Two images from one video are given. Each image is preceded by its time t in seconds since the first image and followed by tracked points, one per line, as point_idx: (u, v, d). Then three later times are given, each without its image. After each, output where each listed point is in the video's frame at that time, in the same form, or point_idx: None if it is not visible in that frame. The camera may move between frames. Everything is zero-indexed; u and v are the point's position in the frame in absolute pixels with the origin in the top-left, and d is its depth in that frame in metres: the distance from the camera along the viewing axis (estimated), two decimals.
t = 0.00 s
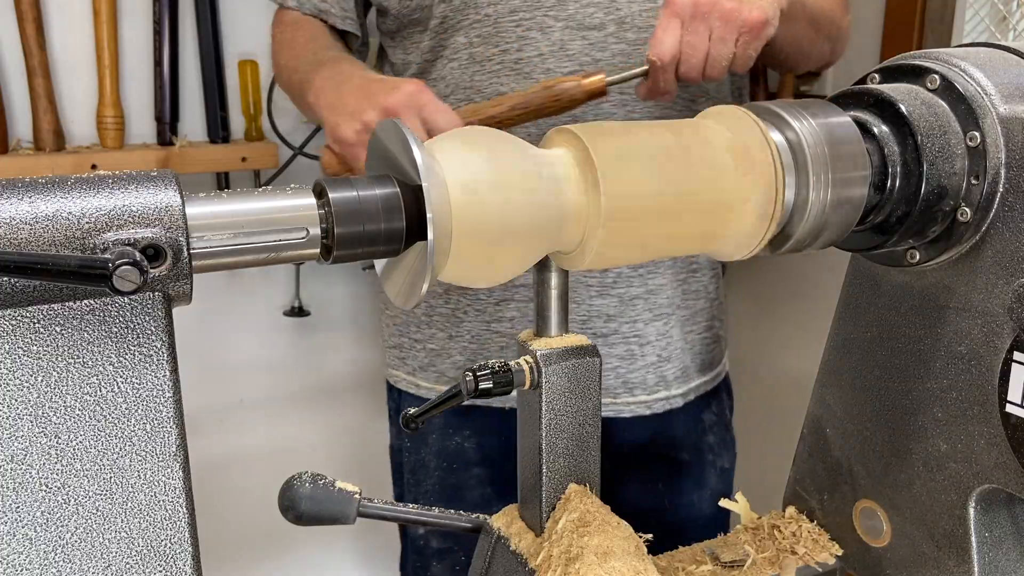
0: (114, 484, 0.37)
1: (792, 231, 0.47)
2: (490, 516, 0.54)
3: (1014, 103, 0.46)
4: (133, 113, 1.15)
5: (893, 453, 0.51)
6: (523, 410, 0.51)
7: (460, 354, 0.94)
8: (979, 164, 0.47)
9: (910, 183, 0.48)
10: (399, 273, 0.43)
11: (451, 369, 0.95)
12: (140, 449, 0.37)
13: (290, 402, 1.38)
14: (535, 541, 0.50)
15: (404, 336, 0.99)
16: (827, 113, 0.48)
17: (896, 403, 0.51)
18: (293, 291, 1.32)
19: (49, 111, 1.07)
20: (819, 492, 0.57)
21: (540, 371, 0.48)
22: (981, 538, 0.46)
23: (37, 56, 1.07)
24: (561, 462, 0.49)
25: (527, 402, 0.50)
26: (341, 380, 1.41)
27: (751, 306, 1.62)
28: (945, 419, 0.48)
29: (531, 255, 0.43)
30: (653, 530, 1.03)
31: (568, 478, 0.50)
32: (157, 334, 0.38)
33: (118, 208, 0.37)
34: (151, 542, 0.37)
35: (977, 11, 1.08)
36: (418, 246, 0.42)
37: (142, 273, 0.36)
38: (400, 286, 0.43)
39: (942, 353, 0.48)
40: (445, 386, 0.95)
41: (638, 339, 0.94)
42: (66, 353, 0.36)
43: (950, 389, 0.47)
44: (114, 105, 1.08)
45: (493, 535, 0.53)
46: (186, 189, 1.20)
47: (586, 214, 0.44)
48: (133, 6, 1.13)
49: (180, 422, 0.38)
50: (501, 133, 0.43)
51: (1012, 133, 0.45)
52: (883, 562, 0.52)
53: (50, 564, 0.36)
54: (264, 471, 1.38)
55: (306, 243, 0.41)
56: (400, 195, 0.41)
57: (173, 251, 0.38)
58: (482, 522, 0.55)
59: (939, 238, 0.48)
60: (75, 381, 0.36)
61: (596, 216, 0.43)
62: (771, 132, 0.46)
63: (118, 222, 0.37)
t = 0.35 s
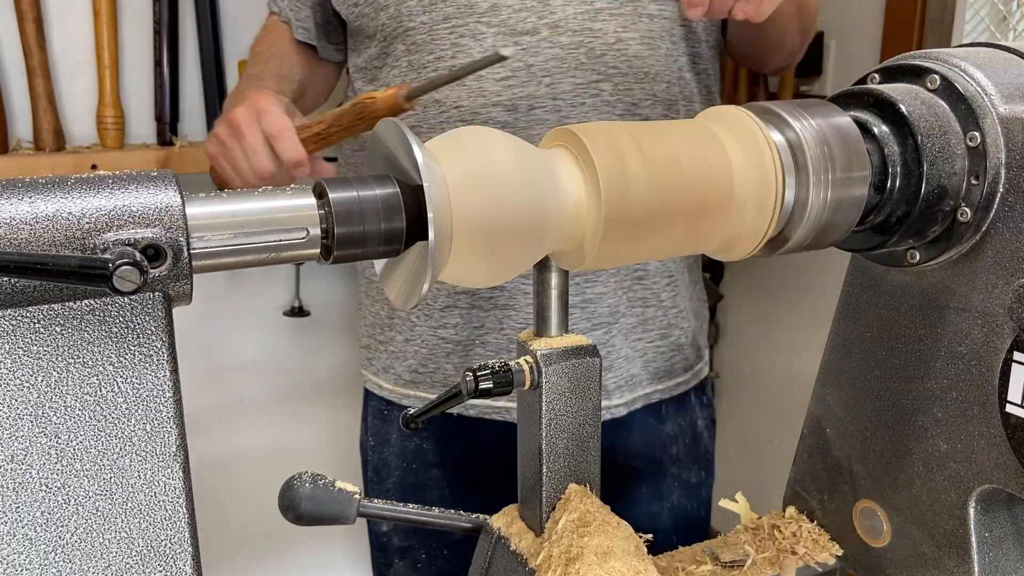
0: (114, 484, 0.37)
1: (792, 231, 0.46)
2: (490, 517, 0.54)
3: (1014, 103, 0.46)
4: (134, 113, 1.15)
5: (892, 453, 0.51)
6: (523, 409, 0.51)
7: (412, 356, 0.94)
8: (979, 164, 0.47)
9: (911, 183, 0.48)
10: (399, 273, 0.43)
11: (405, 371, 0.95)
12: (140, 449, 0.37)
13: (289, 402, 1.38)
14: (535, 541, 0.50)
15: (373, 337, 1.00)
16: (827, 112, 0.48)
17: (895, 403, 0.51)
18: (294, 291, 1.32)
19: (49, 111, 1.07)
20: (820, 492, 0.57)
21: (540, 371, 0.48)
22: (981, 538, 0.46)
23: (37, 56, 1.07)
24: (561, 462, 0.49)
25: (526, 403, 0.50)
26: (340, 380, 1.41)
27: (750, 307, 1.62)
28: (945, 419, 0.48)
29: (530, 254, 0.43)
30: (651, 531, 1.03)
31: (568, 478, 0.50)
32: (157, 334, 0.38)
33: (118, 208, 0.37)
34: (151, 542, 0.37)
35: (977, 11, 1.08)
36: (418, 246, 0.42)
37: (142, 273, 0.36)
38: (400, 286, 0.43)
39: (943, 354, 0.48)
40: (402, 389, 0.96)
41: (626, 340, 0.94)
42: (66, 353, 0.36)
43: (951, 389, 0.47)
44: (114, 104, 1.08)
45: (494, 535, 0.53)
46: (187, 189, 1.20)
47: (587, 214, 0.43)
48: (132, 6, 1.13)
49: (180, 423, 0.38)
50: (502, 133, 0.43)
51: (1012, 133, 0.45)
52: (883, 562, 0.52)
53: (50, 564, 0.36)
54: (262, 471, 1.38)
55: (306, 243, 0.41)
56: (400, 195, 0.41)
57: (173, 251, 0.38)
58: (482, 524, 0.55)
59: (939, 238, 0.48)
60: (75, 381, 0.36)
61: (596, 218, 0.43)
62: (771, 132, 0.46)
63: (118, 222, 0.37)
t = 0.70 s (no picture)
0: (113, 484, 0.36)
1: (792, 231, 0.46)
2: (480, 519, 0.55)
3: (1014, 104, 0.46)
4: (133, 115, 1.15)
5: (892, 454, 0.51)
6: (509, 409, 0.51)
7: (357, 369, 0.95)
8: (979, 164, 0.47)
9: (910, 182, 0.48)
10: (399, 272, 0.43)
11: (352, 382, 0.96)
12: (140, 449, 0.37)
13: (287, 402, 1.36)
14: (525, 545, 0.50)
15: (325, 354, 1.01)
16: (828, 112, 0.48)
17: (895, 403, 0.51)
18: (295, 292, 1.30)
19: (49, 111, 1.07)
20: (820, 493, 0.57)
21: (529, 372, 0.48)
22: (981, 538, 0.46)
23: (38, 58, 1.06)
24: (552, 463, 0.50)
25: (518, 403, 0.50)
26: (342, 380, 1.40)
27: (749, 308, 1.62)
28: (945, 419, 0.48)
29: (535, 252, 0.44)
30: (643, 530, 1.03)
31: (560, 477, 0.50)
32: (157, 334, 0.38)
33: (118, 208, 0.37)
34: (150, 542, 0.37)
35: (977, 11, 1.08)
36: (418, 246, 0.42)
37: (142, 273, 0.36)
38: (400, 287, 0.43)
39: (943, 354, 0.48)
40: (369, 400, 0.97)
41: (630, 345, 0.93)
42: (66, 353, 0.36)
43: (951, 389, 0.47)
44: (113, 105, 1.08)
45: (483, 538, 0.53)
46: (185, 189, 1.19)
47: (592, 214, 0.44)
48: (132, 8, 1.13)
49: (180, 423, 0.38)
50: (505, 133, 0.43)
51: (1012, 133, 0.46)
52: (883, 562, 0.52)
53: (50, 564, 0.36)
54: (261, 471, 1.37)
55: (305, 243, 0.41)
56: (400, 195, 0.41)
57: (173, 251, 0.38)
58: (473, 527, 0.56)
59: (939, 238, 0.48)
60: (75, 381, 0.36)
61: (607, 215, 0.44)
62: (771, 132, 0.46)
63: (117, 222, 0.37)
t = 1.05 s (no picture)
0: (114, 484, 0.36)
1: (792, 231, 0.46)
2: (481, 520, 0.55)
3: (1014, 104, 0.46)
4: (134, 114, 1.15)
5: (892, 454, 0.51)
6: (509, 409, 0.51)
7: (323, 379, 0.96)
8: (979, 164, 0.47)
9: (910, 183, 0.48)
10: (399, 272, 0.43)
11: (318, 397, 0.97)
12: (140, 449, 0.37)
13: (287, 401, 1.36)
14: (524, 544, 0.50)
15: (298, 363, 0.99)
16: (827, 112, 0.48)
17: (894, 403, 0.51)
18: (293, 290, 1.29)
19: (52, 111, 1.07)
20: (819, 493, 0.57)
21: (529, 372, 0.48)
22: (981, 538, 0.46)
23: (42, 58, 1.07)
24: (551, 463, 0.50)
25: (517, 403, 0.50)
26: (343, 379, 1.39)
27: (749, 309, 1.62)
28: (944, 419, 0.48)
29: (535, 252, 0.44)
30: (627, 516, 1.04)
31: (559, 477, 0.50)
32: (156, 334, 0.38)
33: (118, 208, 0.37)
34: (151, 542, 0.37)
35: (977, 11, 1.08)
36: (418, 246, 0.42)
37: (142, 273, 0.36)
38: (400, 288, 0.43)
39: (942, 353, 0.48)
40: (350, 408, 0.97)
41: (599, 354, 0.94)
42: (66, 353, 0.36)
43: (950, 389, 0.47)
44: (114, 104, 1.09)
45: (482, 539, 0.53)
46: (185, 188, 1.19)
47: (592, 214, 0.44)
48: (134, 8, 1.13)
49: (180, 422, 0.38)
50: (505, 134, 0.44)
51: (1012, 133, 0.46)
52: (883, 562, 0.52)
53: (50, 564, 0.35)
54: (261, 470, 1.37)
55: (305, 243, 0.40)
56: (400, 195, 0.41)
57: (173, 251, 0.38)
58: (473, 526, 0.56)
59: (939, 238, 0.48)
60: (75, 381, 0.36)
61: (606, 215, 0.44)
62: (771, 132, 0.46)
63: (118, 222, 0.37)
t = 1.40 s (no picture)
0: (114, 484, 0.36)
1: (793, 230, 0.46)
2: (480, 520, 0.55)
3: (1014, 104, 0.46)
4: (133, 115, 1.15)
5: (891, 454, 0.51)
6: (510, 409, 0.51)
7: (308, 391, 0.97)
8: (979, 164, 0.47)
9: (910, 183, 0.48)
10: (399, 272, 0.43)
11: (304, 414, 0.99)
12: (140, 448, 0.37)
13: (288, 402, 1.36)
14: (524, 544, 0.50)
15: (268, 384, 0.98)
16: (827, 112, 0.48)
17: (894, 403, 0.51)
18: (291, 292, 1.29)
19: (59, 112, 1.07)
20: (819, 493, 0.57)
21: (529, 372, 0.48)
22: (981, 538, 0.46)
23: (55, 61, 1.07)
24: (551, 463, 0.50)
25: (516, 403, 0.50)
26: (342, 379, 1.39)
27: (748, 309, 1.62)
28: (944, 418, 0.48)
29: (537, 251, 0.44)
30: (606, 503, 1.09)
31: (559, 477, 0.50)
32: (156, 334, 0.38)
33: (118, 209, 0.37)
34: (151, 542, 0.37)
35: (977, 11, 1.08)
36: (418, 246, 0.42)
37: (142, 273, 0.36)
38: (400, 286, 0.43)
39: (942, 353, 0.48)
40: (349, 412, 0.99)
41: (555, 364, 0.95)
42: (66, 353, 0.36)
43: (950, 389, 0.47)
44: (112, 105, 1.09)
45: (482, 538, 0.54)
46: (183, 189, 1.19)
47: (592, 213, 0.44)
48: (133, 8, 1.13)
49: (180, 422, 0.38)
50: (505, 134, 0.44)
51: (1012, 133, 0.46)
52: (882, 562, 0.52)
53: (50, 564, 0.36)
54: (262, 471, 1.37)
55: (306, 243, 0.41)
56: (400, 195, 0.41)
57: (173, 251, 0.38)
58: (474, 527, 0.56)
59: (938, 238, 0.48)
60: (75, 381, 0.36)
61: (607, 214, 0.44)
62: (771, 131, 0.46)
63: (118, 222, 0.37)
